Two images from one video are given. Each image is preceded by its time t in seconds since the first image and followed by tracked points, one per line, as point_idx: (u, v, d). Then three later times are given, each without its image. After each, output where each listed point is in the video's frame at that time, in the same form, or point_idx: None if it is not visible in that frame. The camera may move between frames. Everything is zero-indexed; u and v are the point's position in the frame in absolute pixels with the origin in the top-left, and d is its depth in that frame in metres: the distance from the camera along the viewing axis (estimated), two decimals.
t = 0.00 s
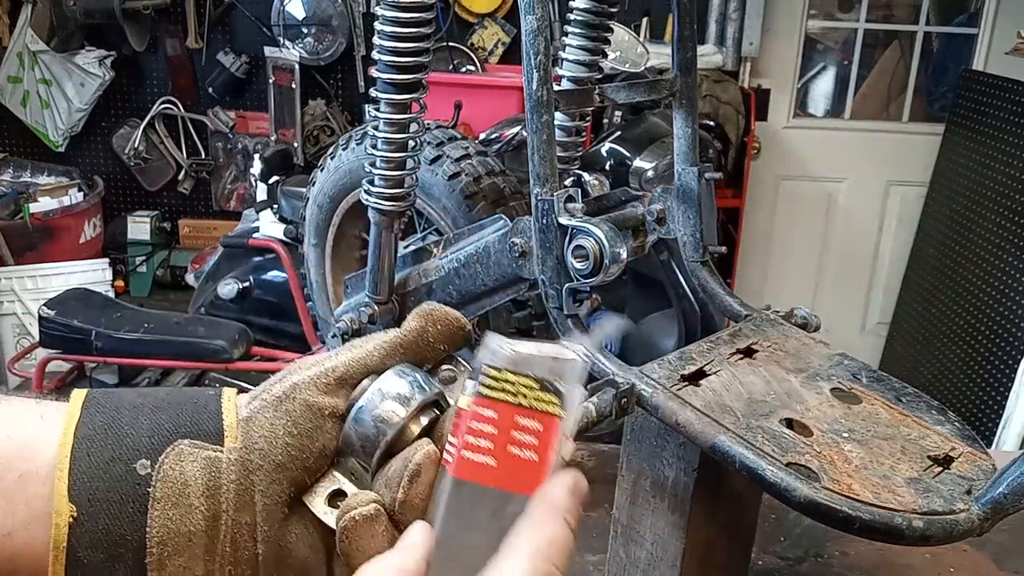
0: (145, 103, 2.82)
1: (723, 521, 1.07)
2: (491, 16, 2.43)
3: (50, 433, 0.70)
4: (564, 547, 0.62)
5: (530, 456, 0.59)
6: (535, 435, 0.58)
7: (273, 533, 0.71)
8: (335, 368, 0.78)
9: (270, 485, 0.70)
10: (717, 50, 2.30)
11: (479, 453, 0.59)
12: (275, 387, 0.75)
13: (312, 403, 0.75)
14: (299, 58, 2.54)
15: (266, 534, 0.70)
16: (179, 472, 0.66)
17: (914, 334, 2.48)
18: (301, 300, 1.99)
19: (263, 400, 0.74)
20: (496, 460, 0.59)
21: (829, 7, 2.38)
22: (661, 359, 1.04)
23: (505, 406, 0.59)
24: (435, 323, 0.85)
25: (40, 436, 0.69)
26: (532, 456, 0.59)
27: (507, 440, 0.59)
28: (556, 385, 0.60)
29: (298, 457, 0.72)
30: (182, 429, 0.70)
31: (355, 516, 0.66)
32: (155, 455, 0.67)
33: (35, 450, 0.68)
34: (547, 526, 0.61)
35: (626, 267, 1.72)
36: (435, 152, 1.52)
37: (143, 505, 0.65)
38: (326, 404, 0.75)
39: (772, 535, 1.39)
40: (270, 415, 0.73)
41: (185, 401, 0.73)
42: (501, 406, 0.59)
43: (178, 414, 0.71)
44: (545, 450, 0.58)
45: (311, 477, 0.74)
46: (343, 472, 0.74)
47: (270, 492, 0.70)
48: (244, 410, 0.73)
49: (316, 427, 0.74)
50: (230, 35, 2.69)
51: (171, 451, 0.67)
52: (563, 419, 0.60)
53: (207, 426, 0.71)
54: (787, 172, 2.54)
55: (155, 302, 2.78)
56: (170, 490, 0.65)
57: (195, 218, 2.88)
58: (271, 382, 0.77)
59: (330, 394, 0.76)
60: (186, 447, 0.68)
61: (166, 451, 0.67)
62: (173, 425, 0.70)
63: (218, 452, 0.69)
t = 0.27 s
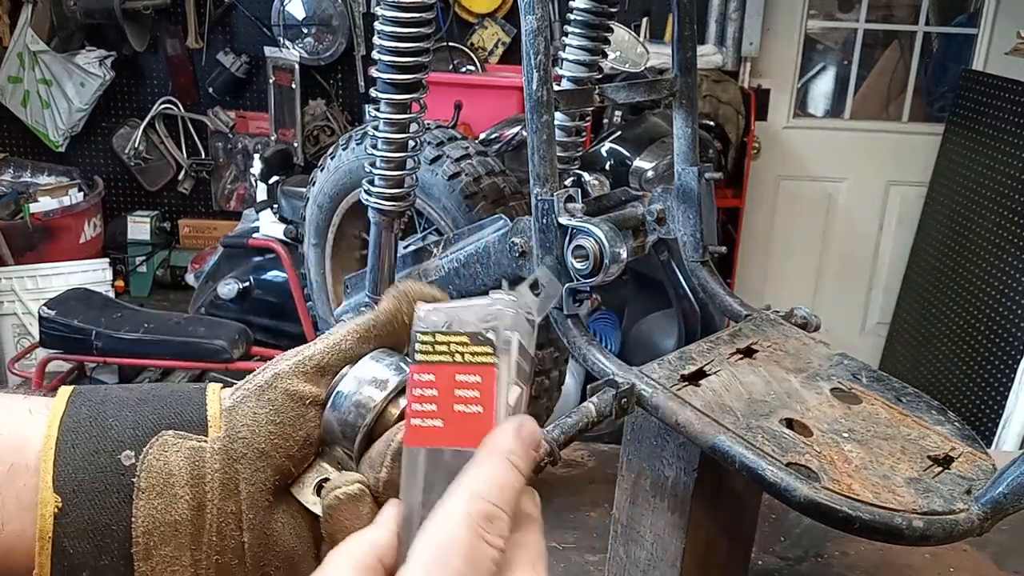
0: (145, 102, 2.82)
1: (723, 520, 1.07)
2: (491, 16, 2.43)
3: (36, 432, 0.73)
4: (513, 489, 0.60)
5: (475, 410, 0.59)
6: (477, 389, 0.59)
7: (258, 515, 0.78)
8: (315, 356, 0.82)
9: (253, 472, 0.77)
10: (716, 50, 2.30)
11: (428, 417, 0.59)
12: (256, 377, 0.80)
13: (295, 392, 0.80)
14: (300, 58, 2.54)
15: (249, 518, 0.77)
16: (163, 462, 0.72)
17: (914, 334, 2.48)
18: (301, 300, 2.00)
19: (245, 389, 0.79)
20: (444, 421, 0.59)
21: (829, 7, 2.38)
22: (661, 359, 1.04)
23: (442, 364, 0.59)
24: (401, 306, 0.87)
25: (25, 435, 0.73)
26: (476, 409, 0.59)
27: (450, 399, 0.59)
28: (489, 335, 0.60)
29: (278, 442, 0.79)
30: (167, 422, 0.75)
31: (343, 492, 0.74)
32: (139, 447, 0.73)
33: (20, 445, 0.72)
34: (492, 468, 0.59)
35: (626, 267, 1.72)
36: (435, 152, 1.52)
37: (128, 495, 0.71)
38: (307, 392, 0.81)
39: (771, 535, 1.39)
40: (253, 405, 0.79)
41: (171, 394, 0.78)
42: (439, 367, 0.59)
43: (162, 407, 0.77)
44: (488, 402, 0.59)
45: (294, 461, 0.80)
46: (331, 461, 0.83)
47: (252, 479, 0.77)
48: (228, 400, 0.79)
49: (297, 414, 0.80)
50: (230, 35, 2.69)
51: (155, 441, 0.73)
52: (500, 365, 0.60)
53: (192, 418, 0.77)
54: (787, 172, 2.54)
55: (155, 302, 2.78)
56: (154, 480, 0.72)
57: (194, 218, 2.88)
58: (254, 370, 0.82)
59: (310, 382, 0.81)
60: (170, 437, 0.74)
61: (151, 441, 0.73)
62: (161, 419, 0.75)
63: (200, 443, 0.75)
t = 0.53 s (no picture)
0: (145, 102, 2.81)
1: (723, 521, 1.07)
2: (491, 16, 2.43)
3: (40, 428, 0.75)
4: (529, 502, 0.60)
5: (496, 422, 0.61)
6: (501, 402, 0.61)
7: (263, 521, 0.74)
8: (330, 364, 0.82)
9: (258, 467, 0.74)
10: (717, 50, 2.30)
11: (450, 425, 0.61)
12: (268, 377, 0.80)
13: (306, 392, 0.79)
14: (299, 58, 2.53)
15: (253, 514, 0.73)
16: (171, 448, 0.72)
17: (914, 334, 2.48)
18: (301, 300, 1.99)
19: (257, 387, 0.79)
20: (465, 431, 0.61)
21: (830, 7, 2.38)
22: (661, 358, 1.04)
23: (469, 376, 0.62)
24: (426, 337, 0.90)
25: (29, 432, 0.75)
26: (498, 421, 0.61)
27: (473, 409, 0.61)
28: (517, 352, 0.62)
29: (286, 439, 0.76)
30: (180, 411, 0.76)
31: (392, 493, 0.71)
32: (149, 432, 0.73)
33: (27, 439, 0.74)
34: (509, 479, 0.59)
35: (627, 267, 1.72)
36: (435, 152, 1.52)
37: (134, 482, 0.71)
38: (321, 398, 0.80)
39: (771, 535, 1.39)
40: (264, 401, 0.77)
41: (184, 396, 0.78)
42: (464, 377, 0.61)
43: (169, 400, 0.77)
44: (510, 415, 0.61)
45: (302, 466, 0.77)
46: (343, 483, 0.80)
47: (257, 474, 0.74)
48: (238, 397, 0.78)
49: (306, 414, 0.78)
50: (230, 35, 2.68)
51: (164, 427, 0.73)
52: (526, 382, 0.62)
53: (201, 412, 0.76)
54: (787, 172, 2.53)
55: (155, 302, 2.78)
56: (162, 465, 0.71)
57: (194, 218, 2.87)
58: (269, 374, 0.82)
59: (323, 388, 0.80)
60: (180, 425, 0.73)
61: (159, 429, 0.73)
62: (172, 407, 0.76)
63: (208, 433, 0.74)
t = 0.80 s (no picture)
0: (145, 102, 2.81)
1: (723, 521, 1.07)
2: (491, 16, 2.43)
3: (36, 429, 0.75)
4: (546, 534, 0.62)
5: (514, 449, 0.62)
6: (519, 430, 0.62)
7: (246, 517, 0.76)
8: (317, 354, 0.82)
9: (243, 467, 0.77)
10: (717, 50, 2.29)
11: (467, 449, 0.63)
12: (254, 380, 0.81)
13: (286, 391, 0.80)
14: (299, 58, 2.53)
15: (237, 512, 0.76)
16: (158, 449, 0.74)
17: (914, 334, 2.48)
18: (301, 299, 1.99)
19: (244, 390, 0.81)
20: (481, 456, 0.63)
21: (829, 7, 2.38)
22: (661, 358, 1.04)
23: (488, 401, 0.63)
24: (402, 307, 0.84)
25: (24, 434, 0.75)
26: (515, 448, 0.62)
27: (491, 434, 0.63)
28: (539, 377, 0.63)
29: (269, 440, 0.79)
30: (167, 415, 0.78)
31: (365, 471, 0.81)
32: (138, 430, 0.76)
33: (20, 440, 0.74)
34: (525, 511, 0.61)
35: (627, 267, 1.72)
36: (435, 152, 1.52)
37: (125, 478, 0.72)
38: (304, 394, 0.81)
39: (772, 535, 1.39)
40: (248, 402, 0.79)
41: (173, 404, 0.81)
42: (485, 401, 0.63)
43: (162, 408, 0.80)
44: (528, 442, 0.62)
45: (289, 466, 0.80)
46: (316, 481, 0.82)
47: (242, 475, 0.76)
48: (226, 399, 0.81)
49: (291, 417, 0.80)
50: (230, 35, 2.68)
51: (155, 428, 0.75)
52: (546, 410, 0.63)
53: (189, 414, 0.80)
54: (787, 172, 2.53)
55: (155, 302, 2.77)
56: (149, 461, 0.73)
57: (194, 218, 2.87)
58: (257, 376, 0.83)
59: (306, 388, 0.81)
60: (168, 427, 0.76)
61: (146, 431, 0.75)
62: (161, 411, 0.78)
63: (196, 435, 0.77)
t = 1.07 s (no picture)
0: (145, 102, 2.82)
1: (723, 521, 1.07)
2: (491, 16, 2.43)
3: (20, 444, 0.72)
4: (550, 565, 0.62)
5: (520, 474, 0.65)
6: (526, 456, 0.65)
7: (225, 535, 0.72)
8: (296, 369, 0.78)
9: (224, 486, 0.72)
10: (717, 50, 2.30)
11: (474, 473, 0.66)
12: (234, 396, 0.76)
13: (266, 406, 0.76)
14: (299, 58, 2.53)
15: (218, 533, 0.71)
16: (138, 470, 0.70)
17: (914, 334, 2.48)
18: (301, 299, 1.99)
19: (226, 408, 0.75)
20: (487, 480, 0.66)
21: (829, 7, 2.38)
22: (661, 358, 1.04)
23: (497, 426, 0.66)
24: (377, 357, 0.82)
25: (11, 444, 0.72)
26: (521, 474, 0.65)
27: (499, 459, 0.66)
28: (548, 406, 0.67)
29: (252, 455, 0.73)
30: (150, 432, 0.73)
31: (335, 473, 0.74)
32: (120, 452, 0.71)
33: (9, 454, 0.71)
34: (527, 542, 0.62)
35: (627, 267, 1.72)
36: (435, 152, 1.52)
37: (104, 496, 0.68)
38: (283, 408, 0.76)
39: (771, 535, 1.39)
40: (229, 420, 0.74)
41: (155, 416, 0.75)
42: (494, 426, 0.66)
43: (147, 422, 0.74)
44: (534, 469, 0.65)
45: (271, 483, 0.75)
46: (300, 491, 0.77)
47: (223, 493, 0.72)
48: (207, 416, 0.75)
49: (273, 431, 0.75)
50: (230, 35, 2.69)
51: (135, 449, 0.71)
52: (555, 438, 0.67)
53: (168, 433, 0.73)
54: (787, 172, 2.53)
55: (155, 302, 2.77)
56: (130, 484, 0.69)
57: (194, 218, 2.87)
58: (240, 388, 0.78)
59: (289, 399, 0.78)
60: (149, 447, 0.71)
61: (127, 452, 0.71)
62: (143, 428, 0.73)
63: (177, 453, 0.72)
